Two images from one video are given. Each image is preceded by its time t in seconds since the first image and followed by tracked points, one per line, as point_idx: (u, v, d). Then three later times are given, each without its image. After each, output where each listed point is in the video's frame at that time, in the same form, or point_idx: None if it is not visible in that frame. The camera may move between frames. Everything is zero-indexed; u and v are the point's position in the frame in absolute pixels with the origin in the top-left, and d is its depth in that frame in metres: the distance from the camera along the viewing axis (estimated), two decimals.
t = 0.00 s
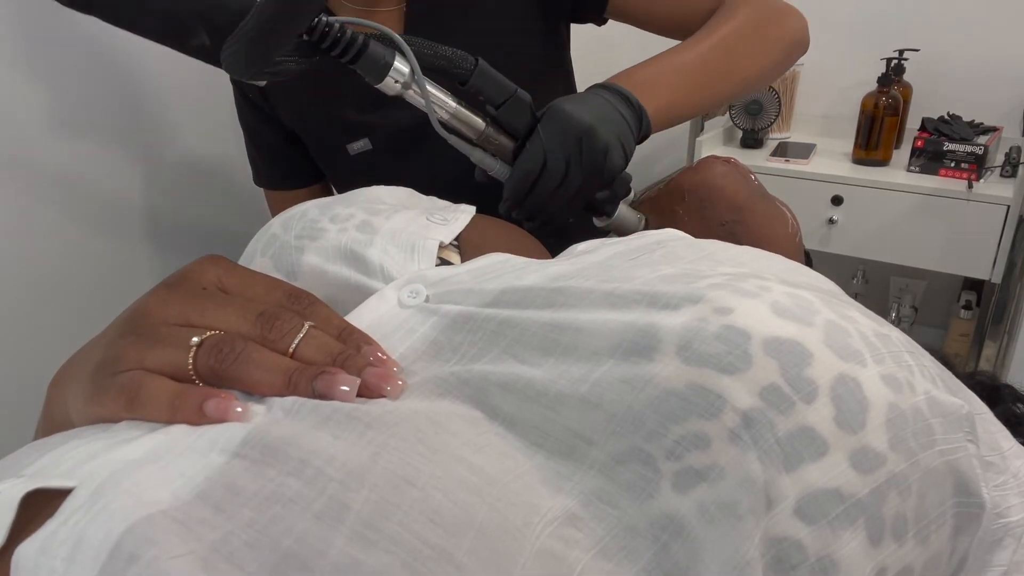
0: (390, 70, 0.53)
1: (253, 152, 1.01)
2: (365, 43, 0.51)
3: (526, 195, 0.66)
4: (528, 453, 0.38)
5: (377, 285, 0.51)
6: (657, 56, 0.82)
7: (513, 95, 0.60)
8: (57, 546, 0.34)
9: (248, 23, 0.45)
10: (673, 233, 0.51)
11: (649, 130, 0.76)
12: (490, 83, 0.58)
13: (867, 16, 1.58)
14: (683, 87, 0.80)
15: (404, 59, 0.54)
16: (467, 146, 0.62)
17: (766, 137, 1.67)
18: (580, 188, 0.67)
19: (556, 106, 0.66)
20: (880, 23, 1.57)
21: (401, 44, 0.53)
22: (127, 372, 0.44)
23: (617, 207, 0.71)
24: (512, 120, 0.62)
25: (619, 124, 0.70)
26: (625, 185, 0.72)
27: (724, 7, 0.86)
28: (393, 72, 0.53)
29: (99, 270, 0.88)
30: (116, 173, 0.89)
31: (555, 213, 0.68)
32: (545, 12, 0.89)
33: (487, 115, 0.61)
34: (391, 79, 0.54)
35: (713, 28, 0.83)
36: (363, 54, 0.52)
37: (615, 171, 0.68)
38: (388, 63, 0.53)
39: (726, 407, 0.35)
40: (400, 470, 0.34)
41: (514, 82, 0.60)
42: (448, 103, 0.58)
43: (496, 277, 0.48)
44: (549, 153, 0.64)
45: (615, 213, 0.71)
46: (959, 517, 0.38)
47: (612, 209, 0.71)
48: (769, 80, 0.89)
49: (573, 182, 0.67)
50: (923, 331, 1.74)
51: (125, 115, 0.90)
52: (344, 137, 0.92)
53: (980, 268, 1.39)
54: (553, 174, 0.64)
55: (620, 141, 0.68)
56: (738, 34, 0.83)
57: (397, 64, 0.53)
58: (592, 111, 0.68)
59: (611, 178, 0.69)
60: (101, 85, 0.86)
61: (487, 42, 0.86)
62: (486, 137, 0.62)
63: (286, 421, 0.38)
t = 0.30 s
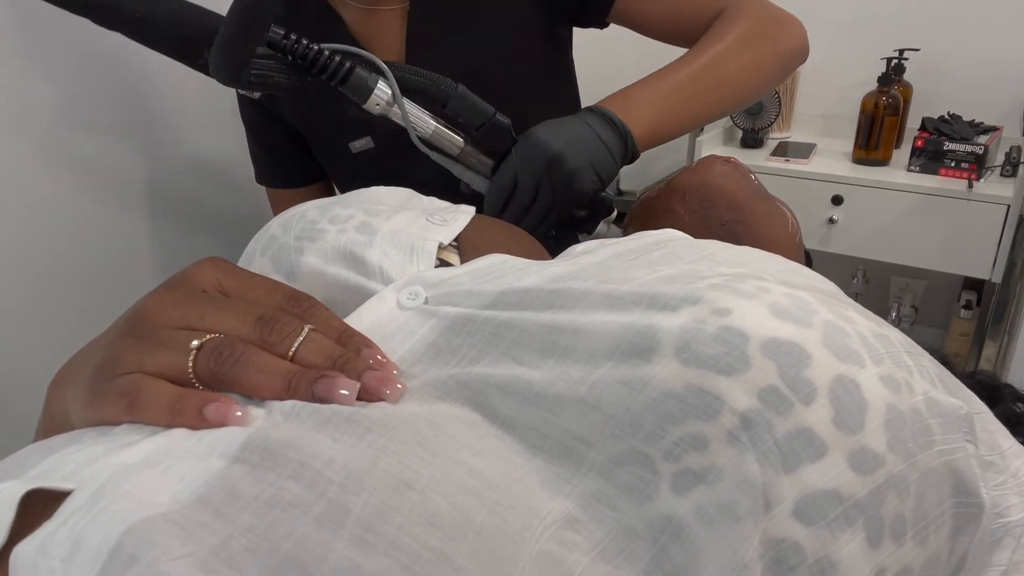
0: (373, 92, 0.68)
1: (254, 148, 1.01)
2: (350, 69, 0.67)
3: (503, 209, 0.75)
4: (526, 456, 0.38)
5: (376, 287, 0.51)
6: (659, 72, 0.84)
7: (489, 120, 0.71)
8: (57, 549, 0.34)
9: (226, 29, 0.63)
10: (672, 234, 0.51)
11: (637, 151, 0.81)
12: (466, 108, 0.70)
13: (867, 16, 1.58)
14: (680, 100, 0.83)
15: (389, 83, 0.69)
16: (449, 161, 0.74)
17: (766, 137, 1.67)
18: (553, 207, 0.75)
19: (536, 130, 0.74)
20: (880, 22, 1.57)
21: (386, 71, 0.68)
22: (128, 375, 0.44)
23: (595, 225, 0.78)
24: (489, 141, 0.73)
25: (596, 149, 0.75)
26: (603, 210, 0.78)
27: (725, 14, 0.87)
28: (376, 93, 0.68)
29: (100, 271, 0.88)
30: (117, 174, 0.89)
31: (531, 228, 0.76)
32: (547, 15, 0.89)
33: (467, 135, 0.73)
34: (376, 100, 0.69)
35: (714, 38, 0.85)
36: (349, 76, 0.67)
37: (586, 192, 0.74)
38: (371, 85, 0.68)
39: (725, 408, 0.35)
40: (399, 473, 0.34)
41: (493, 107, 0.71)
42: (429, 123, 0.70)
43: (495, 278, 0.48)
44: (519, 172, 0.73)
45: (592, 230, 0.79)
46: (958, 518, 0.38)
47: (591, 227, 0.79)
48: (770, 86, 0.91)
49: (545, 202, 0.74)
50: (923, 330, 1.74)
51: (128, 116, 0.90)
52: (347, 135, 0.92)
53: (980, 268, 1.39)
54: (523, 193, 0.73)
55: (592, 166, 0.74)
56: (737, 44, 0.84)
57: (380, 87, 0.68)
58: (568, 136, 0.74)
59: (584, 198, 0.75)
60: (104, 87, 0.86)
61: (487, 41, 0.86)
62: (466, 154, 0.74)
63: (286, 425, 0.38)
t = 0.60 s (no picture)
0: (363, 93, 0.64)
1: (258, 143, 1.01)
2: (341, 70, 0.63)
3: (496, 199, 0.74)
4: (527, 455, 0.38)
5: (377, 287, 0.51)
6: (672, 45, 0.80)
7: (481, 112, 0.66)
8: (58, 550, 0.34)
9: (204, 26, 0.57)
10: (672, 233, 0.51)
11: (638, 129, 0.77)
12: (455, 101, 0.65)
13: (867, 16, 1.58)
14: (684, 78, 0.79)
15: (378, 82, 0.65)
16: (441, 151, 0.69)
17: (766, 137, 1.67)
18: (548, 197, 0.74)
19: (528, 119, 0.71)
20: (880, 22, 1.57)
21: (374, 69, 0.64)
22: (128, 376, 0.44)
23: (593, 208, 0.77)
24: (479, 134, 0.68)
25: (592, 138, 0.73)
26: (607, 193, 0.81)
27: None
28: (366, 95, 0.64)
29: (101, 271, 0.88)
30: (122, 173, 0.89)
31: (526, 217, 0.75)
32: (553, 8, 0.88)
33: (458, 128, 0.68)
34: (366, 100, 0.65)
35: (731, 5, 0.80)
36: (339, 78, 0.64)
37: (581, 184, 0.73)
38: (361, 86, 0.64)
39: (725, 408, 0.35)
40: (399, 473, 0.34)
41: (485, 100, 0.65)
42: (420, 118, 0.66)
43: (495, 278, 0.48)
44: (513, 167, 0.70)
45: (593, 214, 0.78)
46: (958, 517, 0.38)
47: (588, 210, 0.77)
48: (784, 58, 0.85)
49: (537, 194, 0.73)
50: (923, 330, 1.74)
51: (135, 117, 0.90)
52: (354, 130, 0.92)
53: (980, 268, 1.39)
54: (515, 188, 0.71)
55: (586, 158, 0.72)
56: (744, 17, 0.80)
57: (369, 87, 0.64)
58: (561, 126, 0.71)
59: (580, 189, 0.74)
60: (111, 87, 0.86)
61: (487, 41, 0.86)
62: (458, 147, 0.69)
63: (286, 425, 0.38)
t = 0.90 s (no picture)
0: (378, 59, 0.59)
1: (258, 143, 1.01)
2: (354, 33, 0.57)
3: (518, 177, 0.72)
4: (527, 453, 0.38)
5: (378, 285, 0.52)
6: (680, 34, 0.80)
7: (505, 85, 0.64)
8: (58, 546, 0.34)
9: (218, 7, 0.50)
10: (672, 232, 0.51)
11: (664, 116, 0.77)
12: (480, 75, 0.62)
13: (867, 17, 1.58)
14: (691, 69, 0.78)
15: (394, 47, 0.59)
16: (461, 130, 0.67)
17: (766, 137, 1.67)
18: (569, 179, 0.72)
19: (552, 97, 0.70)
20: (880, 23, 1.57)
21: (389, 33, 0.58)
22: (128, 372, 0.44)
23: (616, 196, 0.76)
24: (504, 108, 0.66)
25: (619, 119, 0.72)
26: (622, 177, 0.75)
27: None
28: (381, 61, 0.59)
29: (101, 270, 0.88)
30: (124, 172, 0.89)
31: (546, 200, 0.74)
32: (556, 7, 0.88)
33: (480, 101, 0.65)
34: (381, 68, 0.59)
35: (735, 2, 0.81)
36: (353, 42, 0.57)
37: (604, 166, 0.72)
38: (377, 54, 0.58)
39: (726, 406, 0.35)
40: (400, 470, 0.34)
41: (508, 73, 0.63)
42: (439, 91, 0.62)
43: (496, 277, 0.48)
44: (536, 146, 0.69)
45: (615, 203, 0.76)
46: (958, 517, 0.38)
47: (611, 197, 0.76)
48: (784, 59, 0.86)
49: (562, 172, 0.71)
50: (923, 331, 1.74)
51: (138, 115, 0.90)
52: (354, 132, 0.91)
53: (980, 268, 1.39)
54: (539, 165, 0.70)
55: (612, 138, 0.71)
56: (747, 14, 0.80)
57: (385, 53, 0.58)
58: (588, 105, 0.70)
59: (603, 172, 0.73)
60: (114, 85, 0.87)
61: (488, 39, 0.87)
62: (480, 123, 0.67)
63: (286, 421, 0.38)
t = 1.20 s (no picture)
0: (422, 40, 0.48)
1: (257, 143, 1.00)
2: (399, 8, 0.46)
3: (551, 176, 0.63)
4: (526, 455, 0.38)
5: (377, 287, 0.52)
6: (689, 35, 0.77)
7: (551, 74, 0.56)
8: (57, 548, 0.34)
9: None
10: (671, 233, 0.51)
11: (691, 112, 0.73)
12: (529, 62, 0.54)
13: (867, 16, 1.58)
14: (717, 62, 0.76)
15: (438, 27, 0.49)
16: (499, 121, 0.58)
17: (766, 137, 1.67)
18: (608, 177, 0.65)
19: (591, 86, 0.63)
20: (879, 23, 1.57)
21: (435, 9, 0.48)
22: (127, 374, 0.44)
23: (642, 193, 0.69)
24: (546, 98, 0.58)
25: (656, 113, 0.66)
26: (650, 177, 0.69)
27: None
28: (426, 42, 0.48)
29: (102, 271, 0.88)
30: (125, 174, 0.89)
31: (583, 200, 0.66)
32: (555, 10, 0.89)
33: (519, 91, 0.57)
34: (423, 50, 0.49)
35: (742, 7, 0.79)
36: (396, 20, 0.47)
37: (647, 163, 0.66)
38: (422, 33, 0.48)
39: (724, 407, 0.35)
40: (399, 472, 0.34)
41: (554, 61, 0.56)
42: (481, 77, 0.53)
43: (495, 279, 0.48)
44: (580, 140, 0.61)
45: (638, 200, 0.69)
46: (957, 518, 0.38)
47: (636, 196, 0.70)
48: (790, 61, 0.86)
49: (602, 169, 0.63)
50: (923, 331, 1.74)
51: (138, 116, 0.90)
52: (354, 133, 0.92)
53: (979, 268, 1.39)
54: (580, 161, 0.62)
55: (655, 132, 0.65)
56: (754, 19, 0.79)
57: (431, 33, 0.48)
58: (628, 97, 0.64)
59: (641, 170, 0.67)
60: (115, 85, 0.87)
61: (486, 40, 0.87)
62: (516, 114, 0.58)
63: (286, 423, 0.38)
